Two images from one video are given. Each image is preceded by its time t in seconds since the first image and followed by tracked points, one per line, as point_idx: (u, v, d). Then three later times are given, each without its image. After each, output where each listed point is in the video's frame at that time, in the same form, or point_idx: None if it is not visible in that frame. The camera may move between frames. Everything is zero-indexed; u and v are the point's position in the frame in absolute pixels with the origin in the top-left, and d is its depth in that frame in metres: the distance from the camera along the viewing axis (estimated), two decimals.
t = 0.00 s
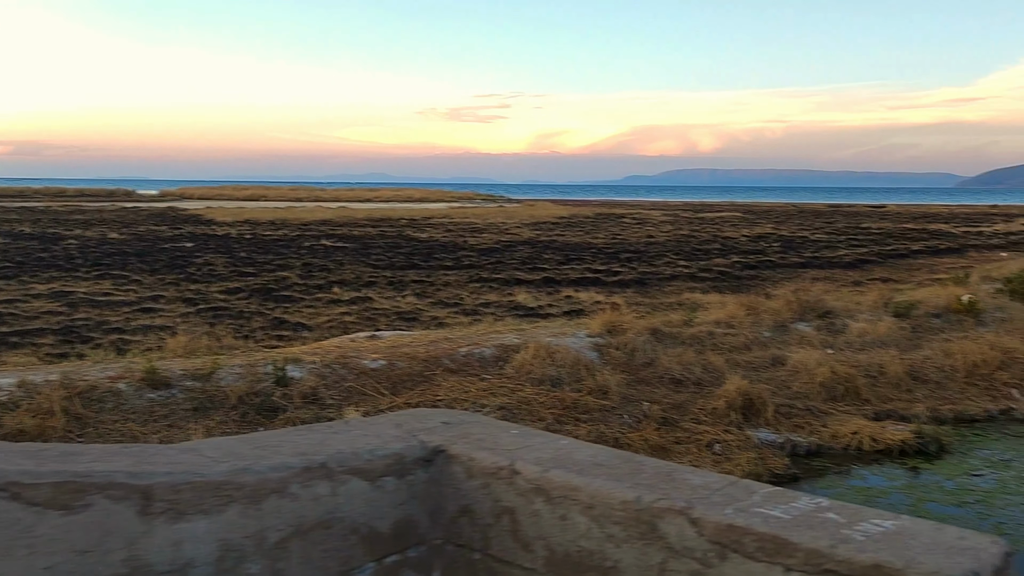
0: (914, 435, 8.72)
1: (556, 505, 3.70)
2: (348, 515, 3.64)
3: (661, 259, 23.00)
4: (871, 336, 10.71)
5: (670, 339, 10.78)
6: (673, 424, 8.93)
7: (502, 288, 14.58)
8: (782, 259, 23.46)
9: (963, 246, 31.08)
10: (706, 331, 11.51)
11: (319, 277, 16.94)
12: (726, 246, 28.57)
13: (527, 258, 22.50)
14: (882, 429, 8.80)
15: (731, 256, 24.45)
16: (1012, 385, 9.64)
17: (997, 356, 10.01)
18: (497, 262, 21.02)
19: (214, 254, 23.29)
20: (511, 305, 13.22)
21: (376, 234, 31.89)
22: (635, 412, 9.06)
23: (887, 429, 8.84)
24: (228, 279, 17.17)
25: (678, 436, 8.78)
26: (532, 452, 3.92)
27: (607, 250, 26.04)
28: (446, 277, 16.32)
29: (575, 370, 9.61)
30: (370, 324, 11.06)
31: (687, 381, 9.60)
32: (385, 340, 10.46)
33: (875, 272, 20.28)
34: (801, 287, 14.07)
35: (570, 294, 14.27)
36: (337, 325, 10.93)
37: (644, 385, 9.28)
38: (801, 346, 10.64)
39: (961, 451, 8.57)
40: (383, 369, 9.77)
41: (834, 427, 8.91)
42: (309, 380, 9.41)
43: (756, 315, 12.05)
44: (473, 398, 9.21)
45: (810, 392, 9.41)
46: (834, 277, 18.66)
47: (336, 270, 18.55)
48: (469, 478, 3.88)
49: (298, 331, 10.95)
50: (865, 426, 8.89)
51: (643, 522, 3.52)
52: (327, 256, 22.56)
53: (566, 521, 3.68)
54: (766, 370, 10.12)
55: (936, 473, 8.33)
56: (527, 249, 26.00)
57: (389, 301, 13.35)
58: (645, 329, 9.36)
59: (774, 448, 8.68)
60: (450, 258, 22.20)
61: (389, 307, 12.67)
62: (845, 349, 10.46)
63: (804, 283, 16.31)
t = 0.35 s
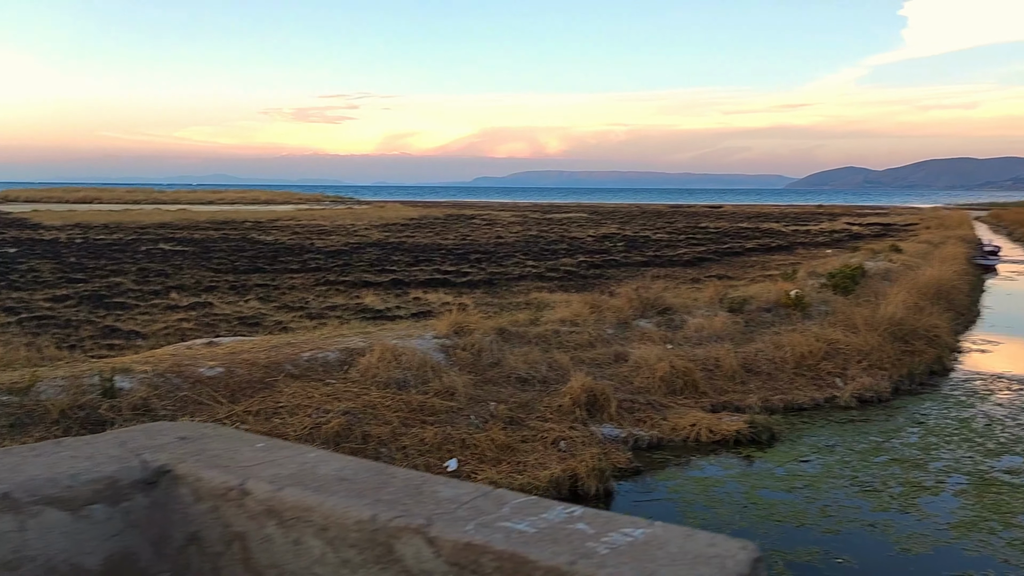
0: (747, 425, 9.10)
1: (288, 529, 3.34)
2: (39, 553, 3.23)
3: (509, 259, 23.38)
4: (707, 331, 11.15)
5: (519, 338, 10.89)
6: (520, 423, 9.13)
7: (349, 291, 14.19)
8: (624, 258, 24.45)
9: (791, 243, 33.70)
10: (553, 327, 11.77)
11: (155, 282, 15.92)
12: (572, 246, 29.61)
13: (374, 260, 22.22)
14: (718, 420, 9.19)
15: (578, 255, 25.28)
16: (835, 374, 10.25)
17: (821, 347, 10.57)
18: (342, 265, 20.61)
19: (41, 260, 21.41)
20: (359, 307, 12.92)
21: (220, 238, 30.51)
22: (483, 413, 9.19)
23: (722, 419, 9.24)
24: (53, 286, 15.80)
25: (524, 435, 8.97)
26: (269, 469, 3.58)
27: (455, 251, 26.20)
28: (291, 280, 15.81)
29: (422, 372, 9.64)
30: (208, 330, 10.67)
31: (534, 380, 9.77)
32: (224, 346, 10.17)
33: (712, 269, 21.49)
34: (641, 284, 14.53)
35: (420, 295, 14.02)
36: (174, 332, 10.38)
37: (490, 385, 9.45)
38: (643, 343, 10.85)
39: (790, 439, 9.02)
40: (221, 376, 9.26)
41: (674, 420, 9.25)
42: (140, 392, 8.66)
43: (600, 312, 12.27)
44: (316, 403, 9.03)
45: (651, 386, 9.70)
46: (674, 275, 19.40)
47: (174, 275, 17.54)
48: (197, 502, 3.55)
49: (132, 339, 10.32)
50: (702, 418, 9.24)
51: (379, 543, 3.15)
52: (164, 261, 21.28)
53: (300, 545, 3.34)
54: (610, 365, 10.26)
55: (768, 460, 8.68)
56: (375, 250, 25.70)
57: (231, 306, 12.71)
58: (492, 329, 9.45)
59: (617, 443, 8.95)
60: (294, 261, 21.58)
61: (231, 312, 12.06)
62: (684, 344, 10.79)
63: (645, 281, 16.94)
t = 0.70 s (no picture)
0: (643, 428, 9.15)
1: None
2: None
3: (409, 265, 23.24)
4: (603, 335, 11.25)
5: (415, 346, 10.76)
6: (417, 431, 8.95)
7: (243, 299, 13.79)
8: (525, 264, 24.71)
9: (687, 247, 34.81)
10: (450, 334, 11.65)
11: (37, 293, 15.13)
12: (472, 252, 29.83)
13: (271, 267, 21.74)
14: (615, 424, 9.21)
15: (478, 261, 25.44)
16: (727, 376, 10.47)
17: (713, 349, 10.77)
18: (238, 272, 20.07)
19: None
20: (252, 314, 12.55)
21: (107, 246, 29.22)
22: (379, 422, 8.98)
23: (618, 423, 9.27)
24: None
25: (422, 443, 8.78)
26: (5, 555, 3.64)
27: (354, 258, 25.92)
28: (184, 289, 15.34)
29: (316, 382, 9.42)
30: (93, 341, 10.21)
31: (431, 387, 9.61)
32: (107, 359, 9.77)
33: (609, 273, 21.89)
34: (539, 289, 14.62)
35: (316, 302, 13.66)
36: (56, 343, 9.93)
37: (386, 394, 9.27)
38: (540, 348, 10.83)
39: (684, 442, 9.11)
40: (103, 391, 8.72)
41: (571, 424, 9.23)
42: (12, 409, 7.96)
43: (499, 318, 12.26)
44: (204, 416, 8.67)
45: (548, 392, 9.66)
46: (571, 280, 19.61)
47: (57, 285, 16.73)
48: None
49: (10, 352, 9.73)
50: (599, 422, 9.25)
51: None
52: (48, 270, 20.20)
53: None
54: (506, 372, 10.20)
55: (663, 462, 8.74)
56: (272, 258, 25.14)
57: (117, 316, 12.18)
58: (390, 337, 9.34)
59: (514, 449, 8.86)
60: (187, 269, 20.89)
61: (116, 322, 11.54)
62: (581, 349, 10.83)
63: (544, 285, 17.09)
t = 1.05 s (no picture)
0: (564, 439, 9.12)
1: None
2: None
3: (332, 276, 23.05)
4: (524, 345, 11.26)
5: (333, 357, 10.63)
6: (335, 445, 8.74)
7: (157, 311, 13.45)
8: (448, 274, 24.70)
9: (611, 258, 35.38)
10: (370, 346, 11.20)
11: None
12: (395, 262, 29.68)
13: (189, 278, 21.26)
14: (536, 434, 9.16)
15: (401, 271, 25.34)
16: (647, 385, 10.58)
17: (634, 359, 10.86)
18: (155, 283, 19.56)
19: None
20: (168, 326, 12.27)
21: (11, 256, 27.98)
22: (296, 436, 8.74)
23: (540, 434, 9.23)
24: None
25: (339, 457, 8.57)
26: None
27: (274, 269, 25.45)
28: (94, 301, 14.85)
29: (230, 396, 9.18)
30: None
31: (350, 400, 9.44)
32: (8, 374, 9.33)
33: (533, 283, 22.12)
34: (461, 300, 14.59)
35: (233, 314, 13.36)
36: None
37: (303, 407, 9.06)
38: (461, 359, 10.74)
39: (605, 452, 9.11)
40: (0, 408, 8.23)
41: (492, 436, 9.15)
42: None
43: (420, 328, 12.15)
44: (111, 432, 8.30)
45: (469, 404, 9.59)
46: (496, 290, 19.72)
47: None
48: None
49: None
50: (520, 433, 9.19)
51: None
52: None
53: None
54: (427, 384, 10.13)
55: (583, 473, 8.70)
56: (189, 268, 24.57)
57: (21, 329, 11.72)
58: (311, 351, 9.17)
59: (435, 462, 8.73)
60: (98, 280, 20.20)
61: (20, 336, 11.12)
62: (502, 360, 10.79)
63: (467, 296, 17.09)
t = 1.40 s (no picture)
0: (503, 458, 9.08)
1: None
2: None
3: (270, 294, 22.83)
4: (464, 364, 11.28)
5: (269, 376, 10.50)
6: (270, 468, 8.51)
7: (86, 331, 13.13)
8: (388, 292, 24.60)
9: (551, 275, 35.62)
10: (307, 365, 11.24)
11: None
12: (334, 280, 29.39)
13: (121, 297, 20.80)
14: (475, 454, 9.09)
15: (340, 289, 25.15)
16: (587, 404, 10.68)
17: (573, 377, 10.97)
18: (85, 302, 19.08)
19: None
20: (97, 346, 11.97)
21: None
22: (228, 459, 8.49)
23: (479, 454, 9.17)
24: None
25: (273, 480, 8.35)
26: None
27: (209, 287, 25.10)
28: (19, 321, 14.43)
29: (161, 418, 8.92)
30: None
31: (285, 421, 9.27)
32: None
33: (475, 300, 22.24)
34: (401, 318, 14.57)
35: (165, 334, 13.11)
36: None
37: (236, 429, 8.84)
38: (399, 378, 10.70)
39: (545, 471, 9.08)
40: None
41: (431, 456, 9.05)
42: None
43: (357, 347, 12.10)
44: (34, 457, 7.91)
45: (407, 424, 9.52)
46: (436, 308, 19.77)
47: None
48: None
49: None
50: (460, 453, 9.11)
51: None
52: None
53: None
54: (364, 405, 10.06)
55: (523, 493, 8.61)
56: (121, 287, 24.03)
57: None
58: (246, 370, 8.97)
59: (372, 483, 8.57)
60: (24, 299, 19.58)
61: None
62: (442, 379, 10.78)
63: (405, 314, 17.06)
